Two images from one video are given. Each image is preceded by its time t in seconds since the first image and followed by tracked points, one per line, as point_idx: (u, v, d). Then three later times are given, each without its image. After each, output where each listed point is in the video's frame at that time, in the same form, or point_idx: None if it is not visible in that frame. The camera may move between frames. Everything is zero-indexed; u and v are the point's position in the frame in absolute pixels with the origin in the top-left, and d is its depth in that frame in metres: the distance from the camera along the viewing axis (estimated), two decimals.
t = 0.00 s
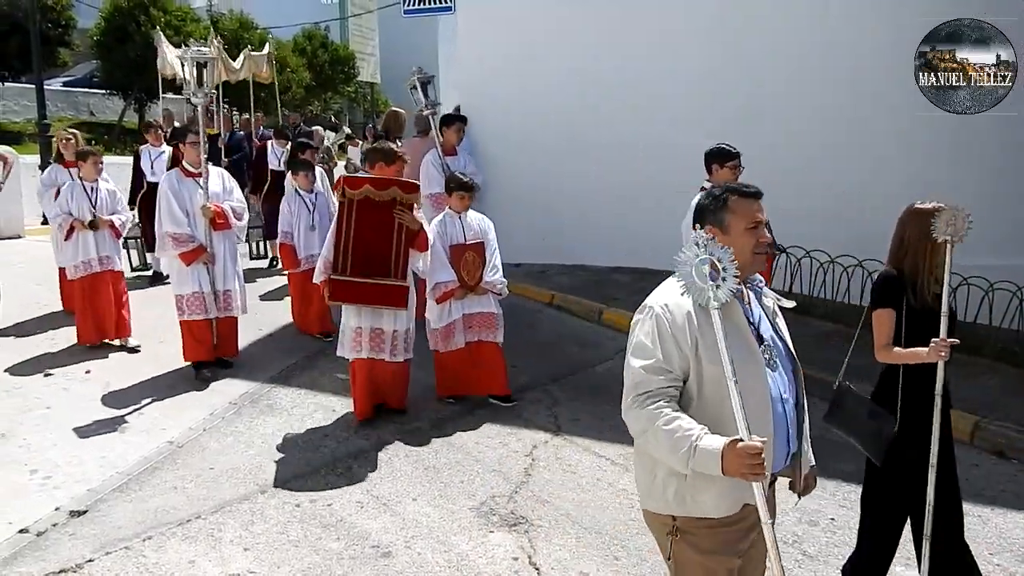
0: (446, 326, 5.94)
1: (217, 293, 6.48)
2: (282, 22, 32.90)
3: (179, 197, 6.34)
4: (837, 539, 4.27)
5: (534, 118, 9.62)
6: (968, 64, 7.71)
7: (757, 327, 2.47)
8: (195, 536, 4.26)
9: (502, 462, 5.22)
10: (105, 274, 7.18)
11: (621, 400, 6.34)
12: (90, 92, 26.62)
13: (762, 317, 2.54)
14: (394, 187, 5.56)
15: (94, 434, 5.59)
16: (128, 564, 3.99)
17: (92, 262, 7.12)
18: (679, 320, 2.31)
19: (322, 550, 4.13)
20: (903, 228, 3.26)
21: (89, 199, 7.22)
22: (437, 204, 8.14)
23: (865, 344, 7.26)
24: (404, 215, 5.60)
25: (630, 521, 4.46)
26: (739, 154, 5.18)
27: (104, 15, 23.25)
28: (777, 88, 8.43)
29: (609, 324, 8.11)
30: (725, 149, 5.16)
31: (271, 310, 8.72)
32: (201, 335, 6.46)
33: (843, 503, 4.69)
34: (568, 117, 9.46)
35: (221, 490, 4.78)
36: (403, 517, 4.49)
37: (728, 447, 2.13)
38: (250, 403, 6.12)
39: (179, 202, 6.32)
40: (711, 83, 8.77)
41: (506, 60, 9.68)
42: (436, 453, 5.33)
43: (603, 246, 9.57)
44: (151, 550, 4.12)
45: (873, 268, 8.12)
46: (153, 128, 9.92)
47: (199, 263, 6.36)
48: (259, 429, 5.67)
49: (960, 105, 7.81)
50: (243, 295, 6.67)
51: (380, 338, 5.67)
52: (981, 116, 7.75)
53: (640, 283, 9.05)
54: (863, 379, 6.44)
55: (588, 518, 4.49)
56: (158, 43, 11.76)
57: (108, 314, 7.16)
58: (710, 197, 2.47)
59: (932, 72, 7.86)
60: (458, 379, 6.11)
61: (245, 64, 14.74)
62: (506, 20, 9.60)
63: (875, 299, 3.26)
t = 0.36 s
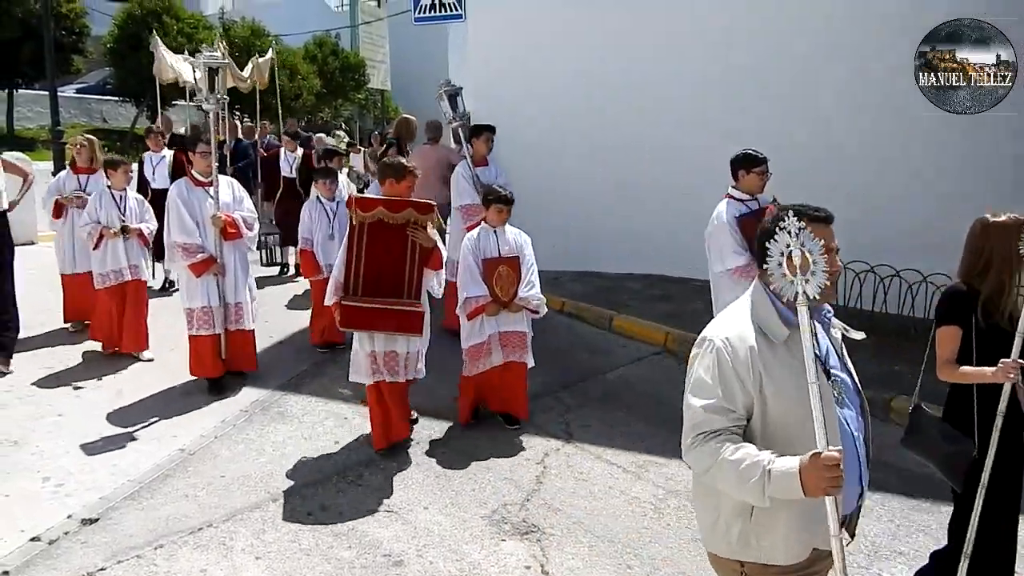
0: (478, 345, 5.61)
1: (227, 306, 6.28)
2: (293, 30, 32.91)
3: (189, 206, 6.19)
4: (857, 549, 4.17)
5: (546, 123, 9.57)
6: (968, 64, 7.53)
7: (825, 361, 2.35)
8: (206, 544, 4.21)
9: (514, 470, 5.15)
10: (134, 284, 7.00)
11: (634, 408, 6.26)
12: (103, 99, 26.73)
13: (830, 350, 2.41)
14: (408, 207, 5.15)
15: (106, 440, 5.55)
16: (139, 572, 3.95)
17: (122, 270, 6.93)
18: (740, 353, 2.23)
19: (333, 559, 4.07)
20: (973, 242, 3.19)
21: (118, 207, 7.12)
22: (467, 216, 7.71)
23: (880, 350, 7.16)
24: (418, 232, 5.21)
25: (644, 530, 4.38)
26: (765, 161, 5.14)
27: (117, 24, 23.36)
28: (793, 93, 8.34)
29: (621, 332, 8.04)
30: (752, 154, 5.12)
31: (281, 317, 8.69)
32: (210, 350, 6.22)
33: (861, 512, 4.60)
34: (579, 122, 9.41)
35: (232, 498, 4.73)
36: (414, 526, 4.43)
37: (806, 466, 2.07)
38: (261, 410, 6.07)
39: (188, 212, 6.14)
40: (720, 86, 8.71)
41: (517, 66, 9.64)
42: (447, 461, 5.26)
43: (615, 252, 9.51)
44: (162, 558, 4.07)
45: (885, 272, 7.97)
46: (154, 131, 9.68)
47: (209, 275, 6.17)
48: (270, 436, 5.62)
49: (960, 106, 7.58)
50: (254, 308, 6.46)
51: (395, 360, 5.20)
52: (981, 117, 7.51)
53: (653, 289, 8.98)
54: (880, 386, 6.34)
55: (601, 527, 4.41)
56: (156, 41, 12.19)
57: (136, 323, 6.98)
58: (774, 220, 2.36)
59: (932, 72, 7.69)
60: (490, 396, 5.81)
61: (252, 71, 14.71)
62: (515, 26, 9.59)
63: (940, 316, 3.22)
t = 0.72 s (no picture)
0: (512, 382, 5.08)
1: (239, 326, 6.16)
2: (307, 46, 33.23)
3: (204, 224, 6.11)
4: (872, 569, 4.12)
5: (556, 138, 9.60)
6: (968, 64, 7.63)
7: (912, 407, 2.24)
8: (217, 560, 4.20)
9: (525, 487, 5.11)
10: (150, 303, 6.98)
11: (645, 425, 6.23)
12: (118, 115, 26.98)
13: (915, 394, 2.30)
14: (429, 234, 4.89)
15: (117, 455, 5.56)
16: None
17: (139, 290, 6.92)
18: (820, 400, 2.11)
19: None
20: None
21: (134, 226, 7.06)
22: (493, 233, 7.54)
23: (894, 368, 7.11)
24: (437, 257, 4.98)
25: (654, 549, 4.34)
26: (804, 181, 5.04)
27: (133, 41, 23.64)
28: (806, 109, 8.33)
29: (632, 348, 8.02)
30: (790, 174, 5.03)
31: (293, 332, 8.71)
32: (220, 371, 6.22)
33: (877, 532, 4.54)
34: (590, 137, 9.43)
35: (243, 513, 4.72)
36: (425, 543, 4.40)
37: (913, 503, 1.96)
38: (272, 424, 6.07)
39: (202, 230, 6.07)
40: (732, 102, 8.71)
41: (529, 82, 9.69)
42: (458, 478, 5.24)
43: (627, 268, 9.49)
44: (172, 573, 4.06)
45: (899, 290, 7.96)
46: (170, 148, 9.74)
47: (221, 294, 6.10)
48: (281, 451, 5.61)
49: (960, 106, 7.70)
50: (270, 329, 6.32)
51: (408, 387, 5.13)
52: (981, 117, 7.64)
53: (664, 305, 8.95)
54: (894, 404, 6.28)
55: (612, 545, 4.37)
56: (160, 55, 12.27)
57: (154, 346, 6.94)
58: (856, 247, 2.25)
59: (932, 72, 7.78)
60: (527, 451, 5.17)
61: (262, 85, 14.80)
62: (527, 43, 9.65)
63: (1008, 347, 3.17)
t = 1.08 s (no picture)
0: (540, 409, 4.92)
1: (266, 349, 6.01)
2: (321, 64, 33.50)
3: (233, 245, 5.96)
4: None
5: (568, 156, 9.63)
6: (968, 64, 7.68)
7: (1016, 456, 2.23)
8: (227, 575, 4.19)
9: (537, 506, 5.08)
10: (166, 320, 6.98)
11: (656, 444, 6.20)
12: (134, 131, 27.26)
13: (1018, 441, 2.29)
14: (456, 258, 4.56)
15: (129, 470, 5.57)
16: None
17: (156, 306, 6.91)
18: (912, 450, 2.11)
19: None
20: None
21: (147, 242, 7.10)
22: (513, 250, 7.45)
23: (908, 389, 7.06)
24: (471, 282, 4.63)
25: (666, 570, 4.31)
26: (852, 205, 5.10)
27: (150, 58, 23.93)
28: (819, 129, 8.33)
29: (643, 366, 8.00)
30: (838, 197, 5.10)
31: (305, 348, 8.73)
32: (248, 393, 6.13)
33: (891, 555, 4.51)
34: (602, 155, 9.46)
35: (254, 529, 4.71)
36: (435, 562, 4.37)
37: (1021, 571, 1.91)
38: (284, 440, 6.08)
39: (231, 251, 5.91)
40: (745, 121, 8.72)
41: (541, 99, 9.74)
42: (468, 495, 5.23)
43: (639, 286, 9.47)
44: None
45: (914, 311, 7.90)
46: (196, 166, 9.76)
47: (249, 316, 5.95)
48: (293, 467, 5.61)
49: (960, 106, 7.75)
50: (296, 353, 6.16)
51: (438, 419, 4.90)
52: (981, 117, 7.70)
53: (676, 324, 8.94)
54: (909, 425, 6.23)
55: (624, 566, 4.34)
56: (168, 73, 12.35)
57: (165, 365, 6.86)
58: (960, 287, 2.25)
59: (932, 72, 7.81)
60: (542, 471, 5.05)
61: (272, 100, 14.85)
62: (541, 62, 9.71)
63: None
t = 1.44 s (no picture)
0: (556, 427, 4.73)
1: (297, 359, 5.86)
2: (337, 73, 33.62)
3: (260, 255, 5.81)
4: None
5: (582, 165, 9.65)
6: (968, 64, 7.76)
7: None
8: None
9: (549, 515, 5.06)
10: (181, 331, 7.00)
11: (668, 455, 6.18)
12: (151, 140, 27.47)
13: None
14: (487, 258, 4.41)
15: (142, 478, 5.59)
16: None
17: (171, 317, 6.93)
18: None
19: None
20: None
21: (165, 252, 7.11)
22: (539, 263, 7.14)
23: (923, 401, 7.01)
24: (502, 289, 4.45)
25: None
26: (895, 218, 4.86)
27: (167, 66, 24.15)
28: (834, 138, 8.31)
29: (656, 377, 7.97)
30: (879, 209, 4.86)
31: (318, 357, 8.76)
32: (280, 408, 5.83)
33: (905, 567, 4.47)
34: (615, 163, 9.46)
35: (266, 538, 4.72)
36: (446, 572, 4.36)
37: None
38: (296, 447, 6.10)
39: (259, 262, 5.77)
40: (761, 130, 8.67)
41: (554, 108, 9.77)
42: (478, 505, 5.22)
43: (652, 296, 9.44)
44: None
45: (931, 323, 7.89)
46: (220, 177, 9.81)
47: (279, 326, 5.77)
48: (305, 476, 5.62)
49: (961, 106, 7.81)
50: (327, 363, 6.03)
51: (466, 438, 4.56)
52: (981, 117, 7.75)
53: (689, 334, 8.91)
54: (922, 436, 6.19)
55: None
56: (178, 79, 12.30)
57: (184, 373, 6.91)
58: None
59: (932, 72, 7.89)
60: (564, 484, 4.86)
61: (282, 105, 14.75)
62: (556, 70, 9.73)
63: None
